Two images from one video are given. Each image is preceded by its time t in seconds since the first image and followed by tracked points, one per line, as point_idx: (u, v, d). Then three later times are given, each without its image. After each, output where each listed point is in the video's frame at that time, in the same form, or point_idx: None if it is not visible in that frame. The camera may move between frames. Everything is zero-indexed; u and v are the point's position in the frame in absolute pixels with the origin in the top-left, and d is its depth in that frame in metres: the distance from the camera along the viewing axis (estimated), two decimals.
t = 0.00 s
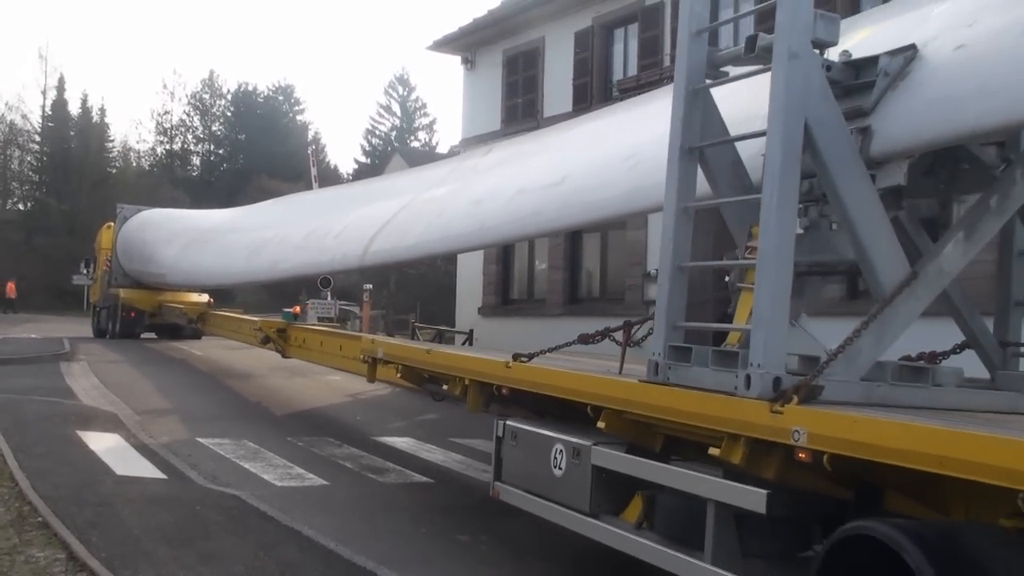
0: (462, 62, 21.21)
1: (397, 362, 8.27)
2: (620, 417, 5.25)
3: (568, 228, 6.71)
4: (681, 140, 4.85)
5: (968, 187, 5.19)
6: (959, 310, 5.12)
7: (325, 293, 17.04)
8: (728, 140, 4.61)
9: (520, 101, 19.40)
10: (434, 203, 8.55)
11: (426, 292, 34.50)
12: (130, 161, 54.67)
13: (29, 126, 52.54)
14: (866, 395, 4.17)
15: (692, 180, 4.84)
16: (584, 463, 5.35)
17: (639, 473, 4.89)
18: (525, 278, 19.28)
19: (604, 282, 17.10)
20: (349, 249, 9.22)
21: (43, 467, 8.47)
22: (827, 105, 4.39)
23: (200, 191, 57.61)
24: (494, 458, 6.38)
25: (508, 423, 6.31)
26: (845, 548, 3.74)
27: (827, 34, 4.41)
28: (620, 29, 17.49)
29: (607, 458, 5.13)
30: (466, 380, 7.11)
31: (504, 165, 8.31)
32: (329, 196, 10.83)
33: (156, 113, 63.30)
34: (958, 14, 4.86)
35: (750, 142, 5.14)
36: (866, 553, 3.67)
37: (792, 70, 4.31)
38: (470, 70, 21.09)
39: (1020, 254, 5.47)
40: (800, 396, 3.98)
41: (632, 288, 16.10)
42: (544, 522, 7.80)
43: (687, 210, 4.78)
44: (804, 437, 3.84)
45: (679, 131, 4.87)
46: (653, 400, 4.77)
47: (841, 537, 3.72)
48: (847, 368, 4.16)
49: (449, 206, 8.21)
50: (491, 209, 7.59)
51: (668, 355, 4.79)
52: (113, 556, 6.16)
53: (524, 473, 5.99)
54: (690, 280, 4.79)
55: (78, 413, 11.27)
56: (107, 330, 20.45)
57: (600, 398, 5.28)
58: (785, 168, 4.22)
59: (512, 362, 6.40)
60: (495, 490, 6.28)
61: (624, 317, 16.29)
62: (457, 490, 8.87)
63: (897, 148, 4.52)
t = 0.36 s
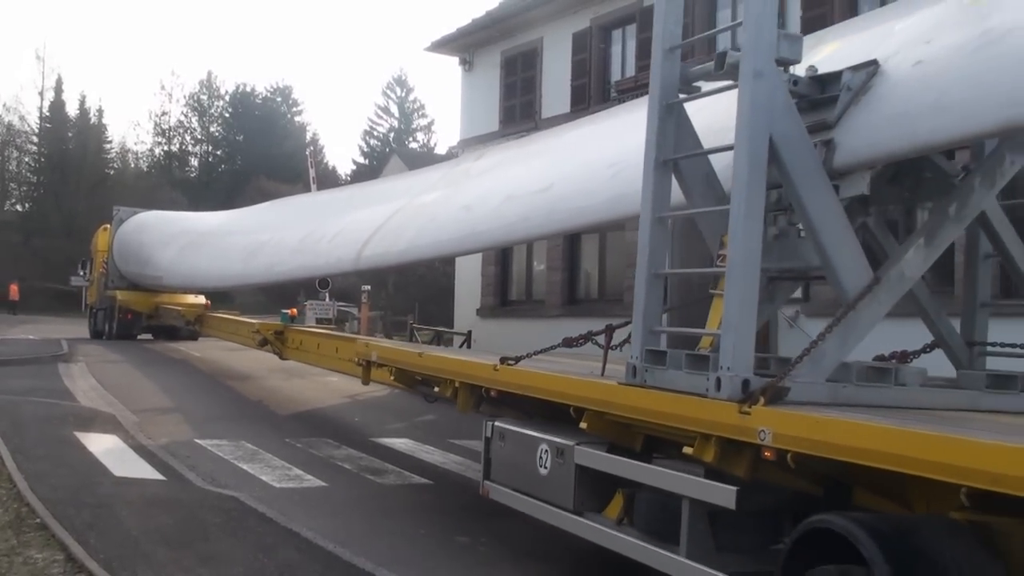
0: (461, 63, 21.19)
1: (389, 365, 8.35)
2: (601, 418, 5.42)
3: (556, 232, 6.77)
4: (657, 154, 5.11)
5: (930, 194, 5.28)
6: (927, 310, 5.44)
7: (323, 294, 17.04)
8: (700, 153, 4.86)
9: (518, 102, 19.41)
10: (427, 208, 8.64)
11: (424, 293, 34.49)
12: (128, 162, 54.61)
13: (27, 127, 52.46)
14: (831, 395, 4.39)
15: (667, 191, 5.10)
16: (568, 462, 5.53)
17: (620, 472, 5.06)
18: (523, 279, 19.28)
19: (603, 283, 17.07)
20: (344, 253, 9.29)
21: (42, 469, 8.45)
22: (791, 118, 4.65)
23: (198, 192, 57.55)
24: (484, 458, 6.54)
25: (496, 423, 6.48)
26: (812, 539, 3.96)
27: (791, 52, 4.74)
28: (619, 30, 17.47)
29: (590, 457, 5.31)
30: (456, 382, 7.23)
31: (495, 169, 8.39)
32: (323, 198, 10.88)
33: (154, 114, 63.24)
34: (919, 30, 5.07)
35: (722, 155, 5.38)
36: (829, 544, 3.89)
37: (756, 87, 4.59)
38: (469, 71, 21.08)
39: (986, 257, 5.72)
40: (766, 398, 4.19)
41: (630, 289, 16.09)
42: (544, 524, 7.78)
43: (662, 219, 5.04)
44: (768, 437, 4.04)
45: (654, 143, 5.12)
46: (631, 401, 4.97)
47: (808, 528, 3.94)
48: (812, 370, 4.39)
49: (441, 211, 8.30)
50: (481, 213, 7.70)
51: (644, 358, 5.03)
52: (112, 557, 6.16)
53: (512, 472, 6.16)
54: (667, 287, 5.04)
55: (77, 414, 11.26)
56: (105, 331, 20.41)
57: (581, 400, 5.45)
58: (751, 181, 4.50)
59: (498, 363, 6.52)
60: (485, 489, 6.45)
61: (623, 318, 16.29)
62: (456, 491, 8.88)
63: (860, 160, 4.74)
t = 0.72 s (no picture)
0: (461, 63, 21.18)
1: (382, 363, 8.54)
2: (585, 413, 5.78)
3: (547, 231, 6.83)
4: (636, 157, 5.38)
5: (900, 197, 5.57)
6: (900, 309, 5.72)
7: (322, 294, 17.05)
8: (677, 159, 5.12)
9: (518, 102, 19.41)
10: (419, 208, 8.68)
11: (424, 293, 34.46)
12: (128, 163, 54.54)
13: (26, 128, 52.45)
14: (803, 389, 4.70)
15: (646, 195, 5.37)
16: (553, 457, 5.88)
17: (602, 465, 5.41)
18: (522, 280, 19.28)
19: (603, 283, 17.05)
20: (339, 253, 9.34)
21: (41, 470, 8.46)
22: (764, 126, 4.89)
23: (198, 192, 57.48)
24: (472, 454, 6.85)
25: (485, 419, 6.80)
26: (784, 525, 4.21)
27: (763, 62, 4.98)
28: (618, 30, 17.45)
29: (574, 452, 5.66)
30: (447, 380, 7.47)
31: (485, 169, 8.45)
32: (316, 197, 10.90)
33: (154, 115, 63.18)
34: (888, 36, 5.21)
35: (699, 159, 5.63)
36: (800, 530, 4.14)
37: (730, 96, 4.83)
38: (468, 72, 21.07)
39: (955, 257, 5.95)
40: (740, 392, 4.51)
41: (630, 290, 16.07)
42: (543, 524, 7.79)
43: (641, 222, 5.32)
44: (741, 430, 4.37)
45: (635, 149, 5.38)
46: (612, 396, 5.31)
47: (781, 516, 4.19)
48: (784, 365, 4.67)
49: (433, 211, 8.36)
50: (470, 214, 7.80)
51: (622, 355, 5.36)
52: (111, 558, 6.16)
53: (500, 466, 6.50)
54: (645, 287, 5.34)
55: (76, 415, 11.26)
56: (103, 332, 20.40)
57: (564, 397, 5.79)
58: (724, 188, 4.74)
59: (486, 362, 6.84)
60: (474, 484, 6.74)
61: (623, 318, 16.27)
62: (455, 492, 8.89)
63: (830, 164, 4.93)
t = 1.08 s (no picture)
0: (462, 64, 21.18)
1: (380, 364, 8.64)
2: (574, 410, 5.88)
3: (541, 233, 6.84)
4: (622, 162, 5.48)
5: (876, 199, 5.67)
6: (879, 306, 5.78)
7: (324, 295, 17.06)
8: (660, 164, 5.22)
9: (519, 103, 19.41)
10: (417, 211, 8.70)
11: (426, 294, 34.48)
12: (130, 166, 54.61)
13: (28, 131, 52.55)
14: (781, 385, 4.77)
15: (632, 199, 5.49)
16: (544, 453, 5.99)
17: (590, 461, 5.51)
18: (524, 280, 19.28)
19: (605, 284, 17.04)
20: (337, 255, 9.35)
21: (44, 472, 8.47)
22: (743, 132, 4.95)
23: (200, 194, 57.54)
24: (466, 451, 6.97)
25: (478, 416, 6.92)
26: (765, 515, 4.28)
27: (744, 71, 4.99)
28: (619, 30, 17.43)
29: (564, 448, 5.76)
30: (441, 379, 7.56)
31: (482, 172, 8.47)
32: (315, 201, 10.91)
33: (156, 117, 63.28)
34: (864, 44, 5.33)
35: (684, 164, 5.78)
36: (779, 520, 4.21)
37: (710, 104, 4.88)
38: (469, 72, 21.08)
39: (934, 256, 6.08)
40: (720, 390, 4.60)
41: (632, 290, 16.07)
42: (545, 524, 7.79)
43: (626, 225, 5.46)
44: (721, 425, 4.47)
45: (620, 154, 5.49)
46: (599, 393, 5.42)
47: (761, 506, 4.25)
48: (764, 363, 4.73)
49: (430, 214, 8.39)
50: (466, 217, 7.83)
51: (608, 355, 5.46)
52: (114, 560, 6.16)
53: (493, 462, 6.63)
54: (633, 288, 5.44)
55: (79, 417, 11.26)
56: (105, 334, 20.43)
57: (554, 394, 5.89)
58: (705, 195, 4.81)
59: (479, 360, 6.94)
60: (468, 480, 6.87)
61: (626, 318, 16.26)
62: (457, 492, 8.89)
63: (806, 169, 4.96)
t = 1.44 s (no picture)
0: (465, 61, 21.17)
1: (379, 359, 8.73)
2: (564, 403, 6.00)
3: (539, 231, 6.85)
4: (610, 164, 5.60)
5: (856, 198, 5.78)
6: (861, 302, 5.92)
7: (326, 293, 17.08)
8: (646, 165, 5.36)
9: (521, 100, 19.42)
10: (415, 210, 8.71)
11: (428, 291, 34.50)
12: (132, 163, 54.64)
13: (31, 128, 52.64)
14: (761, 379, 4.84)
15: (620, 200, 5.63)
16: (536, 445, 6.19)
17: (578, 452, 5.69)
18: (526, 277, 19.29)
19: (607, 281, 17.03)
20: (336, 253, 9.36)
21: (46, 468, 8.48)
22: (726, 135, 5.05)
23: (203, 191, 57.56)
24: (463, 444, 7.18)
25: (474, 411, 7.08)
26: (745, 505, 4.41)
27: (724, 76, 5.15)
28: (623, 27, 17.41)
29: (553, 440, 5.97)
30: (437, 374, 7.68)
31: (479, 172, 8.48)
32: (314, 199, 10.92)
33: (159, 114, 63.28)
34: (844, 52, 5.39)
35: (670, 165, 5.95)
36: (758, 509, 4.33)
37: (693, 108, 4.99)
38: (472, 69, 21.07)
39: (914, 257, 6.27)
40: (701, 382, 4.68)
41: (635, 287, 16.06)
42: (547, 521, 7.78)
43: (614, 226, 5.59)
44: (702, 417, 4.56)
45: (608, 156, 5.60)
46: (586, 388, 5.55)
47: (738, 496, 4.39)
48: (745, 358, 4.79)
49: (427, 213, 8.40)
50: (462, 218, 7.86)
51: (597, 351, 5.61)
52: (116, 556, 6.17)
53: (487, 455, 6.81)
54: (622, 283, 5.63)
55: (82, 413, 11.27)
56: (107, 330, 20.46)
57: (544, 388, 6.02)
58: (688, 198, 4.91)
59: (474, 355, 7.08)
60: (464, 472, 7.07)
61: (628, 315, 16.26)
62: (459, 489, 8.89)
63: (785, 173, 5.07)
